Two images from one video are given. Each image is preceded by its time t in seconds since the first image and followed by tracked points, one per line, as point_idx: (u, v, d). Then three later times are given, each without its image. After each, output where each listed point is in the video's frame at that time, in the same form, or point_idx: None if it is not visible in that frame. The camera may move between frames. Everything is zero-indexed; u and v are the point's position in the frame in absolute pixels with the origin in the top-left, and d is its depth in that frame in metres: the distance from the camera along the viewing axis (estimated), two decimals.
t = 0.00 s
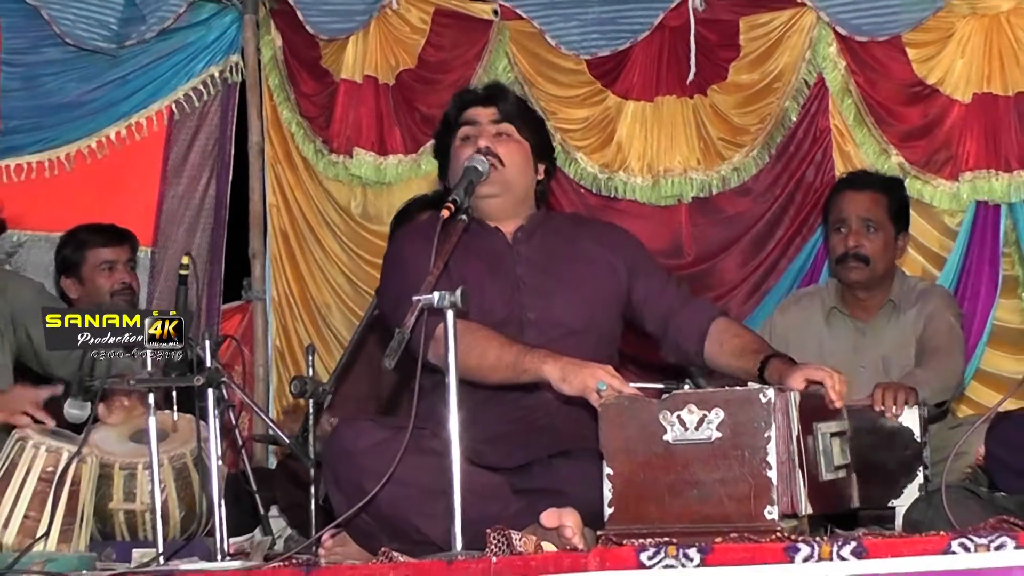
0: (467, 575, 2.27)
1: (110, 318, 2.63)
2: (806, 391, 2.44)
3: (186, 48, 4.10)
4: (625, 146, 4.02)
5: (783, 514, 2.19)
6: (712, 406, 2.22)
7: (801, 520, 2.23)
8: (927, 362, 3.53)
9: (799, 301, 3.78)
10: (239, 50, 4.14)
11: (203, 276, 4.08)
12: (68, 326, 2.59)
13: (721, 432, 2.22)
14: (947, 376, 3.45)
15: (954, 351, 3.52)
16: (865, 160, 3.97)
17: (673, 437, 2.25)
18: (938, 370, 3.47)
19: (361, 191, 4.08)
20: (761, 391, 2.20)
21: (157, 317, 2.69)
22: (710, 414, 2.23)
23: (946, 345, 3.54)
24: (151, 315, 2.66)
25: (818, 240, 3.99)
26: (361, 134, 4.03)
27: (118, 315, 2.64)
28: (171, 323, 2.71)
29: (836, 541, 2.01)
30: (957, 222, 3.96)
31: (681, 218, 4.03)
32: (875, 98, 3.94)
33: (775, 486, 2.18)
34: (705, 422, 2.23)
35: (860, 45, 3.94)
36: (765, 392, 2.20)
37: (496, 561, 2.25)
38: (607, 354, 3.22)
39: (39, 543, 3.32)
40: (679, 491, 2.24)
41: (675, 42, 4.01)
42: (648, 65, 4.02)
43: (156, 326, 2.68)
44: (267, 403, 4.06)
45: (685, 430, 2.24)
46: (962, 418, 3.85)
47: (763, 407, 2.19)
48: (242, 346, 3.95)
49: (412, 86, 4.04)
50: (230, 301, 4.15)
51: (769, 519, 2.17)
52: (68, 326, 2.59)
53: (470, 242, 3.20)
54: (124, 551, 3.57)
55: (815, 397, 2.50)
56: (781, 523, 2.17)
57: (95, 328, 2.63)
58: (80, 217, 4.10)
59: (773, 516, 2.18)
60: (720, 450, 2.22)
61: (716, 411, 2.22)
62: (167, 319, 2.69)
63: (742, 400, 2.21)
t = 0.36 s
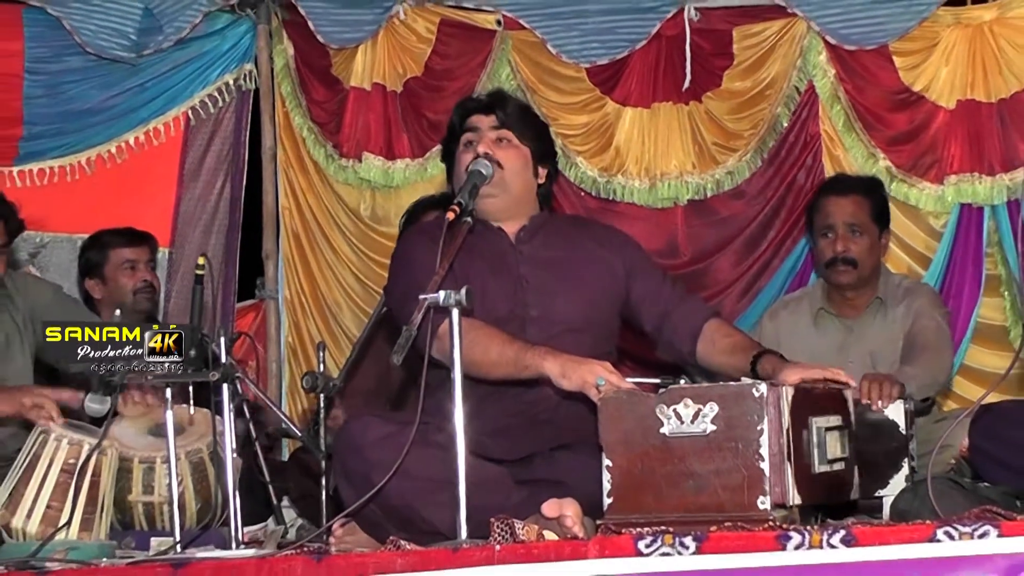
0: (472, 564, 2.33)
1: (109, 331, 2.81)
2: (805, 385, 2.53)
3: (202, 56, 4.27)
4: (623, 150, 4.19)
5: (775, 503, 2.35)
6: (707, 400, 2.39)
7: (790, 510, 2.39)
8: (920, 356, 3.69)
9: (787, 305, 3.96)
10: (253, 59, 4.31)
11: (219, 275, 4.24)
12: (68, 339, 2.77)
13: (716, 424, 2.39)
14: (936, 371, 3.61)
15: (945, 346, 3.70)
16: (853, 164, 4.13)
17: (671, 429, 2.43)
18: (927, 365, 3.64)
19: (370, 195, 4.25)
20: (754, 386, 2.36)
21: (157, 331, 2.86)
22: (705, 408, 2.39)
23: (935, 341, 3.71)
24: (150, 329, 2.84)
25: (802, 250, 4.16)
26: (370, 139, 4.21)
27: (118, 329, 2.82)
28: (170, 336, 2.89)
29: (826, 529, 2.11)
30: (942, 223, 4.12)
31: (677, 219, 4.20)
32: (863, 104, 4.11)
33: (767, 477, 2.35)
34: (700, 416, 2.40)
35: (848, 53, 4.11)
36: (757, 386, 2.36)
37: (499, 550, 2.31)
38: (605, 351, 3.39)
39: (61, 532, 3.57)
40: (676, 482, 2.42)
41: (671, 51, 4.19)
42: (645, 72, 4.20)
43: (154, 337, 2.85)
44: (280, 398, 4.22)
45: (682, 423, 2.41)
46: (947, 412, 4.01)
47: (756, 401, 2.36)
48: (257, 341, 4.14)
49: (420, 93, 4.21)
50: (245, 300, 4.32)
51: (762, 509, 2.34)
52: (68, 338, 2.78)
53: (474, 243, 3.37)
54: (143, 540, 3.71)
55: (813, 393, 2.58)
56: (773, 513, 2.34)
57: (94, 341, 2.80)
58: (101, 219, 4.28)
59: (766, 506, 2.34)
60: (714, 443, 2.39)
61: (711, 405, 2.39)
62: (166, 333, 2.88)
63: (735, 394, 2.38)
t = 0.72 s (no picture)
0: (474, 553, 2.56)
1: (110, 343, 2.82)
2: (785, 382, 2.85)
3: (215, 66, 4.45)
4: (620, 156, 4.37)
5: (766, 496, 2.55)
6: (700, 397, 2.57)
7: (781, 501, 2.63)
8: (894, 348, 3.87)
9: (773, 296, 4.18)
10: (264, 68, 4.49)
11: (231, 276, 4.42)
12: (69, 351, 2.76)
13: (709, 420, 2.57)
14: (913, 359, 3.81)
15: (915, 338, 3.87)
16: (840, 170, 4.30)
17: (665, 424, 2.60)
18: (908, 352, 3.83)
19: (377, 199, 4.43)
20: (745, 382, 2.55)
21: (157, 342, 2.86)
22: (699, 404, 2.58)
23: (909, 334, 3.89)
24: (151, 340, 2.85)
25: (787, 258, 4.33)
26: (377, 146, 4.39)
27: (118, 341, 2.83)
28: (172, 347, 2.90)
29: (815, 521, 2.43)
30: (925, 227, 4.31)
31: (671, 223, 4.39)
32: (851, 112, 4.27)
33: (757, 470, 2.54)
34: (694, 412, 2.58)
35: (836, 64, 4.28)
36: (748, 383, 2.55)
37: (501, 540, 2.56)
38: (603, 349, 3.57)
39: (79, 521, 3.76)
40: (670, 476, 2.60)
41: (665, 61, 4.37)
42: (641, 81, 4.37)
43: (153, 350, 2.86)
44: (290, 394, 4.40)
45: (676, 419, 2.59)
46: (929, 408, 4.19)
47: (747, 397, 2.55)
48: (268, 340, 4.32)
49: (425, 101, 4.39)
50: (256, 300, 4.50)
51: (753, 501, 2.54)
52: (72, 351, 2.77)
53: (476, 246, 3.51)
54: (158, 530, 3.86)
55: (790, 390, 2.85)
56: (764, 505, 2.53)
57: (95, 354, 2.80)
58: (120, 222, 4.49)
59: (757, 499, 2.54)
60: (707, 437, 2.57)
61: (705, 401, 2.57)
62: (167, 344, 2.87)
63: (728, 390, 2.57)
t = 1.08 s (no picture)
0: (479, 541, 2.69)
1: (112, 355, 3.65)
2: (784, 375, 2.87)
3: (229, 73, 4.64)
4: (618, 159, 4.55)
5: (758, 485, 2.70)
6: (696, 390, 2.75)
7: (772, 490, 2.74)
8: (891, 347, 4.06)
9: (761, 295, 4.38)
10: (277, 75, 4.67)
11: (245, 274, 4.61)
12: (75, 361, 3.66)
13: (704, 412, 2.74)
14: (913, 358, 4.02)
15: (912, 335, 4.08)
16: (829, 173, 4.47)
17: (661, 416, 2.79)
18: (903, 352, 4.03)
19: (384, 200, 4.60)
20: (739, 375, 2.71)
21: (156, 355, 3.56)
22: (694, 397, 2.75)
23: (903, 333, 4.08)
24: (152, 353, 3.55)
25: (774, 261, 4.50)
26: (384, 149, 4.57)
27: (120, 354, 3.58)
28: (169, 359, 3.57)
29: (806, 509, 2.48)
30: (911, 226, 4.47)
31: (668, 223, 4.55)
32: (840, 116, 4.45)
33: (750, 460, 2.70)
34: (689, 404, 2.76)
35: (826, 70, 4.46)
36: (742, 376, 2.71)
37: (505, 528, 2.68)
38: (603, 345, 3.73)
39: (98, 510, 3.94)
40: (666, 466, 2.79)
41: (662, 67, 4.57)
42: (638, 87, 4.56)
43: (155, 362, 3.54)
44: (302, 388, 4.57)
45: (672, 411, 2.78)
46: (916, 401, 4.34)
47: (740, 390, 2.71)
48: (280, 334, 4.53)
49: (430, 106, 4.57)
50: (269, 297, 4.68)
51: (745, 490, 2.70)
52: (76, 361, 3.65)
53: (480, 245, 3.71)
54: (173, 518, 4.03)
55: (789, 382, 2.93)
56: (756, 493, 2.69)
57: (95, 364, 3.59)
58: (138, 222, 4.69)
59: (750, 488, 2.70)
60: (701, 428, 2.74)
61: (699, 394, 2.75)
62: (166, 355, 3.57)
63: (722, 384, 2.74)
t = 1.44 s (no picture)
0: (477, 525, 2.92)
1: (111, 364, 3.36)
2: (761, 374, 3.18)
3: (236, 76, 4.84)
4: (611, 159, 4.73)
5: (744, 472, 2.90)
6: (684, 380, 2.93)
7: (759, 477, 2.94)
8: (870, 334, 4.29)
9: (748, 287, 4.56)
10: (282, 77, 4.86)
11: (251, 270, 4.78)
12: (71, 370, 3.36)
13: (693, 402, 2.93)
14: (890, 349, 4.24)
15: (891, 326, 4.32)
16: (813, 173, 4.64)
17: (652, 405, 2.96)
18: (881, 339, 4.27)
19: (386, 199, 4.78)
20: (727, 367, 2.91)
21: (157, 363, 3.41)
22: (683, 387, 2.93)
23: (883, 322, 4.32)
24: (152, 360, 3.38)
25: (762, 255, 4.67)
26: (385, 150, 4.74)
27: (119, 362, 3.37)
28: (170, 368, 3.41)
29: (790, 495, 2.76)
30: (892, 223, 4.63)
31: (658, 220, 4.73)
32: (824, 118, 4.62)
33: (737, 448, 2.89)
34: (678, 394, 2.93)
35: (811, 74, 4.63)
36: (729, 367, 2.91)
37: (500, 514, 2.92)
38: (598, 340, 3.90)
39: (110, 496, 4.09)
40: (657, 454, 2.95)
41: (653, 71, 4.74)
42: (630, 90, 4.74)
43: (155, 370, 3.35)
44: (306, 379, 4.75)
45: (661, 401, 2.95)
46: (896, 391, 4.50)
47: (727, 380, 2.91)
48: (285, 327, 4.70)
49: (430, 108, 4.75)
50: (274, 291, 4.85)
51: (732, 477, 2.89)
52: (74, 370, 3.36)
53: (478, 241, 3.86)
54: (183, 503, 4.25)
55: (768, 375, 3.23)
56: (742, 480, 2.88)
57: (95, 372, 3.36)
58: (148, 220, 4.87)
59: (736, 475, 2.89)
60: (690, 417, 2.93)
61: (688, 385, 2.93)
62: (165, 365, 3.42)
63: (710, 375, 2.92)
